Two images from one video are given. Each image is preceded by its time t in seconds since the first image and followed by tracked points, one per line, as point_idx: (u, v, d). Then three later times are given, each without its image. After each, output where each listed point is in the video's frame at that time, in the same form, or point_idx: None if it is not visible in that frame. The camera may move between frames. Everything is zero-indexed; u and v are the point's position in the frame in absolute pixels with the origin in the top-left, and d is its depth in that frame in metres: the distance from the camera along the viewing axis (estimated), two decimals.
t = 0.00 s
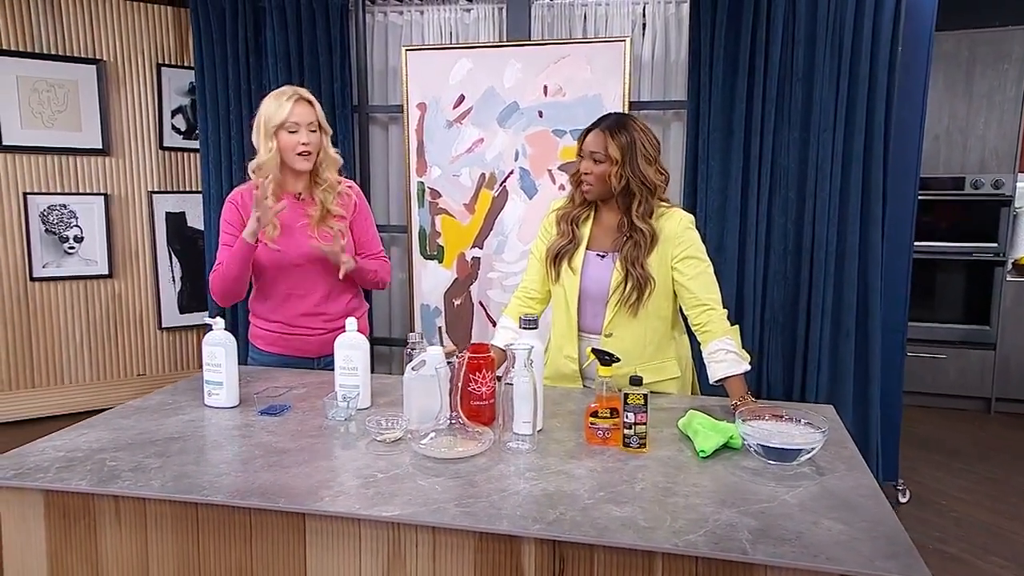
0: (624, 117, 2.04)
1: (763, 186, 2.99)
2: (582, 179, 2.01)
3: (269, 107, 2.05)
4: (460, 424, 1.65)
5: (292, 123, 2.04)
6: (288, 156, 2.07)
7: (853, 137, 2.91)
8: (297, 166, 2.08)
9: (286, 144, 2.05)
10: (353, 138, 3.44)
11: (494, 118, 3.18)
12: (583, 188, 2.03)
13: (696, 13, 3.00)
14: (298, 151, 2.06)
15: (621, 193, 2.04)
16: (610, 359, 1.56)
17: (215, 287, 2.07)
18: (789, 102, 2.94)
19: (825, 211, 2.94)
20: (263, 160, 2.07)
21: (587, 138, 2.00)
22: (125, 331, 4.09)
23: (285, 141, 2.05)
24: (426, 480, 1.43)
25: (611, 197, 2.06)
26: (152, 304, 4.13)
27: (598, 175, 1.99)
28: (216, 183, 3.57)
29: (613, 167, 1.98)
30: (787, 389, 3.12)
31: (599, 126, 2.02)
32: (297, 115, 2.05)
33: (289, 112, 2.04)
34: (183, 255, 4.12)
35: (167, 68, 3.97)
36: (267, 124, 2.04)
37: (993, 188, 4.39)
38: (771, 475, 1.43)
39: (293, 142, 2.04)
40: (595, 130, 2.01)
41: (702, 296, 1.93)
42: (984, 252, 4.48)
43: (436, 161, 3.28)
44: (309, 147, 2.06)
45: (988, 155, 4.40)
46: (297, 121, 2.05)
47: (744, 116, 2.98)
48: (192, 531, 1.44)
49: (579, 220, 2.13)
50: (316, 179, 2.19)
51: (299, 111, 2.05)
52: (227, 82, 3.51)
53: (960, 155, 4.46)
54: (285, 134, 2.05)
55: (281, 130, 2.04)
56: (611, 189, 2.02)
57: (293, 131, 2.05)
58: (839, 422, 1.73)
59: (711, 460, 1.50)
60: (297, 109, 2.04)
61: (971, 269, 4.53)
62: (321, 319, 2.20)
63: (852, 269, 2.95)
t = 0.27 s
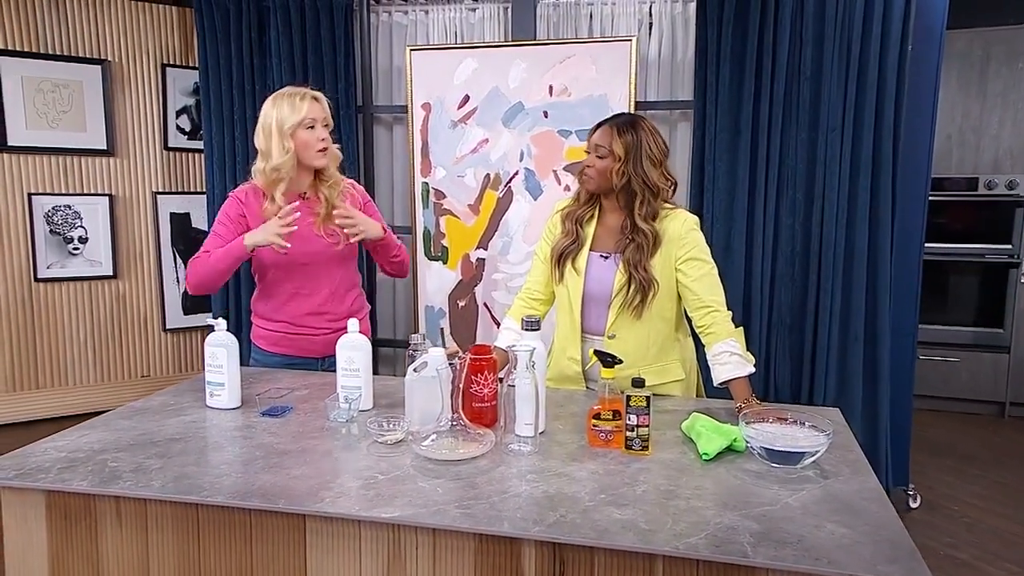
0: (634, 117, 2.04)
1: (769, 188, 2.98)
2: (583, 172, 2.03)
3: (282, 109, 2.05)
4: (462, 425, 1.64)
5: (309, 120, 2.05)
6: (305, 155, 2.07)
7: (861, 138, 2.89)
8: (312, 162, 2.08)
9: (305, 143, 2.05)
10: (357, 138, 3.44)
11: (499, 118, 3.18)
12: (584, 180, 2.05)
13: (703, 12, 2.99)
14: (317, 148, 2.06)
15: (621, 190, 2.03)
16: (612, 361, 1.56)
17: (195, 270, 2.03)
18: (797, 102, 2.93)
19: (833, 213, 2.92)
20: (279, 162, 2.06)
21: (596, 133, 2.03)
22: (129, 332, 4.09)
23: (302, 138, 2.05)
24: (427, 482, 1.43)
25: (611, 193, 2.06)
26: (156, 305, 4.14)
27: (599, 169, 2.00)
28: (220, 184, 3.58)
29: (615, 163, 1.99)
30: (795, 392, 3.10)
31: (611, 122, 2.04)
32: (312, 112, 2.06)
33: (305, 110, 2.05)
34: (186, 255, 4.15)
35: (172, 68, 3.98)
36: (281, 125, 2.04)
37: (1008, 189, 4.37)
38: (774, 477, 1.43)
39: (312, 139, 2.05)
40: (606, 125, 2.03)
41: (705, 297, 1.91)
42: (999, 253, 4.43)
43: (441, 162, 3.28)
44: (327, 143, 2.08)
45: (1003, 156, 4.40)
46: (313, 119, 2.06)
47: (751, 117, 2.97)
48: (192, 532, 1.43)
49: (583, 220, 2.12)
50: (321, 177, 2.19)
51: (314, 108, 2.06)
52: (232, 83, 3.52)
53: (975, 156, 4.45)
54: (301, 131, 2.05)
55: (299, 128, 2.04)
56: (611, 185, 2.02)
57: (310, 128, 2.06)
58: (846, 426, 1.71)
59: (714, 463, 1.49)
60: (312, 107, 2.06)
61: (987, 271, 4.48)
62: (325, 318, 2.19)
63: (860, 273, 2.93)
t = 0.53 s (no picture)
0: (634, 118, 2.05)
1: (776, 188, 2.97)
2: (582, 171, 2.05)
3: (280, 111, 2.05)
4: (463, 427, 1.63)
5: (308, 120, 2.05)
6: (305, 155, 2.06)
7: (870, 138, 2.87)
8: (313, 162, 2.07)
9: (304, 143, 2.05)
10: (360, 136, 3.45)
11: (503, 119, 3.17)
12: (583, 179, 2.07)
13: (710, 10, 2.98)
14: (317, 147, 2.06)
15: (618, 191, 2.03)
16: (614, 363, 1.53)
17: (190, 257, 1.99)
18: (804, 101, 2.91)
19: (841, 214, 2.90)
20: (280, 165, 2.06)
21: (596, 135, 2.04)
22: (132, 334, 4.07)
23: (302, 138, 2.04)
24: (427, 484, 1.42)
25: (609, 193, 2.06)
26: (159, 306, 4.11)
27: (598, 169, 2.01)
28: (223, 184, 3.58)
29: (613, 165, 1.99)
30: (802, 395, 3.08)
31: (611, 123, 2.05)
32: (311, 113, 2.06)
33: (304, 111, 2.05)
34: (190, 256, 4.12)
35: (175, 67, 3.96)
36: (280, 126, 2.04)
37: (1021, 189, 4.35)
38: (776, 480, 1.42)
39: (311, 139, 2.05)
40: (605, 126, 2.04)
41: (709, 299, 1.90)
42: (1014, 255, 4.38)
43: (445, 162, 3.28)
44: (326, 142, 2.07)
45: (1016, 156, 4.38)
46: (312, 119, 2.06)
47: (758, 117, 2.96)
48: (192, 534, 1.43)
49: (586, 220, 2.11)
50: (321, 179, 2.18)
51: (311, 109, 2.06)
52: (236, 83, 3.51)
53: (988, 155, 4.43)
54: (301, 132, 2.05)
55: (297, 129, 2.04)
56: (610, 187, 2.02)
57: (309, 129, 2.06)
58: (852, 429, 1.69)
59: (716, 466, 1.48)
60: (309, 108, 2.06)
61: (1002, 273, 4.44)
62: (326, 318, 2.20)
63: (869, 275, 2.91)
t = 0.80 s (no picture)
0: (634, 119, 2.03)
1: (786, 188, 2.95)
2: (583, 176, 2.04)
3: (280, 112, 2.07)
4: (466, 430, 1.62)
5: (307, 123, 2.07)
6: (303, 158, 2.07)
7: (881, 137, 2.84)
8: (311, 165, 2.08)
9: (302, 145, 2.05)
10: (365, 136, 3.44)
11: (509, 119, 3.16)
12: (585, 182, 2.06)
13: (718, 9, 2.96)
14: (315, 150, 2.06)
15: (620, 195, 2.01)
16: (618, 366, 1.51)
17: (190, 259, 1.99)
18: (815, 100, 2.89)
19: (852, 215, 2.88)
20: (276, 165, 2.06)
21: (595, 138, 2.03)
22: (135, 336, 4.04)
23: (300, 141, 2.05)
24: (429, 487, 1.41)
25: (612, 197, 2.04)
26: (162, 308, 4.08)
27: (598, 175, 2.00)
28: (227, 184, 3.57)
29: (613, 170, 1.98)
30: (813, 399, 3.06)
31: (610, 125, 2.03)
32: (311, 115, 2.07)
33: (304, 113, 2.07)
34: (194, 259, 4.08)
35: (179, 67, 3.93)
36: (279, 128, 2.06)
37: None
38: (783, 485, 1.41)
39: (310, 142, 2.05)
40: (605, 129, 2.02)
41: (716, 301, 1.89)
42: None
43: (450, 162, 3.27)
44: (324, 145, 2.08)
45: None
46: (311, 121, 2.07)
47: (767, 117, 2.94)
48: (192, 537, 1.42)
49: (590, 221, 2.09)
50: (321, 181, 2.18)
51: (311, 112, 2.08)
52: (242, 83, 3.50)
53: (1005, 155, 4.40)
54: (299, 134, 2.06)
55: (296, 131, 2.06)
56: (611, 192, 2.01)
57: (308, 131, 2.07)
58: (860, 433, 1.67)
59: (722, 470, 1.47)
60: (309, 111, 2.07)
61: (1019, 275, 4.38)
62: (329, 318, 2.20)
63: (881, 278, 2.88)
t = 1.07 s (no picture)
0: (640, 119, 2.01)
1: (799, 189, 2.92)
2: (590, 177, 2.03)
3: (283, 112, 2.07)
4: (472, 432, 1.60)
5: (310, 125, 2.07)
6: (305, 160, 2.08)
7: (896, 137, 2.81)
8: (313, 167, 2.09)
9: (305, 147, 2.07)
10: (373, 136, 3.43)
11: (518, 118, 3.15)
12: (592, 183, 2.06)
13: (730, 7, 2.94)
14: (317, 153, 2.08)
15: (627, 196, 2.00)
16: (626, 368, 1.50)
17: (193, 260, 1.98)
18: (828, 98, 2.87)
19: (866, 215, 2.85)
20: (278, 166, 2.07)
21: (602, 139, 2.02)
22: (141, 337, 4.04)
23: (303, 143, 2.06)
24: (434, 489, 1.40)
25: (619, 198, 2.04)
26: (169, 309, 4.08)
27: (605, 176, 2.00)
28: (234, 184, 3.57)
29: (620, 171, 1.97)
30: (826, 402, 3.04)
31: (616, 126, 2.02)
32: (314, 117, 2.08)
33: (307, 115, 2.07)
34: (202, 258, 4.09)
35: (185, 66, 3.92)
36: (283, 128, 2.06)
37: None
38: (792, 489, 1.39)
39: (312, 145, 2.06)
40: (611, 130, 2.01)
41: (725, 303, 1.87)
42: None
43: (458, 162, 3.26)
44: (327, 148, 2.09)
45: None
46: (314, 123, 2.07)
47: (780, 116, 2.92)
48: (197, 539, 1.41)
49: (597, 221, 2.08)
50: (323, 181, 2.18)
51: (315, 113, 2.08)
52: (250, 83, 3.50)
53: None
54: (302, 137, 2.07)
55: (299, 133, 2.06)
56: (618, 193, 2.00)
57: (311, 133, 2.07)
58: (873, 437, 1.65)
59: (731, 474, 1.45)
60: (313, 113, 2.08)
61: None
62: (334, 318, 2.20)
63: (895, 280, 2.85)
